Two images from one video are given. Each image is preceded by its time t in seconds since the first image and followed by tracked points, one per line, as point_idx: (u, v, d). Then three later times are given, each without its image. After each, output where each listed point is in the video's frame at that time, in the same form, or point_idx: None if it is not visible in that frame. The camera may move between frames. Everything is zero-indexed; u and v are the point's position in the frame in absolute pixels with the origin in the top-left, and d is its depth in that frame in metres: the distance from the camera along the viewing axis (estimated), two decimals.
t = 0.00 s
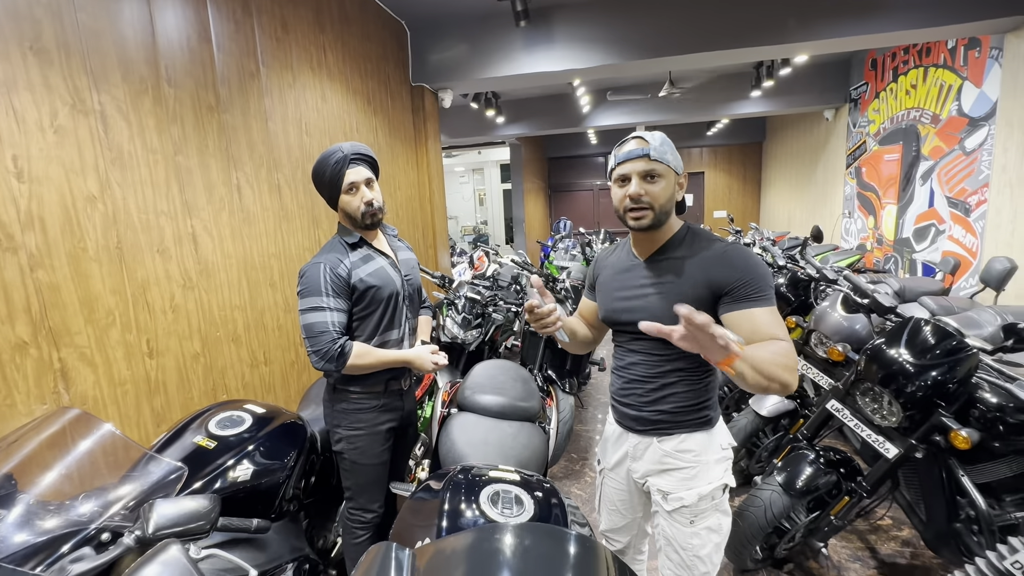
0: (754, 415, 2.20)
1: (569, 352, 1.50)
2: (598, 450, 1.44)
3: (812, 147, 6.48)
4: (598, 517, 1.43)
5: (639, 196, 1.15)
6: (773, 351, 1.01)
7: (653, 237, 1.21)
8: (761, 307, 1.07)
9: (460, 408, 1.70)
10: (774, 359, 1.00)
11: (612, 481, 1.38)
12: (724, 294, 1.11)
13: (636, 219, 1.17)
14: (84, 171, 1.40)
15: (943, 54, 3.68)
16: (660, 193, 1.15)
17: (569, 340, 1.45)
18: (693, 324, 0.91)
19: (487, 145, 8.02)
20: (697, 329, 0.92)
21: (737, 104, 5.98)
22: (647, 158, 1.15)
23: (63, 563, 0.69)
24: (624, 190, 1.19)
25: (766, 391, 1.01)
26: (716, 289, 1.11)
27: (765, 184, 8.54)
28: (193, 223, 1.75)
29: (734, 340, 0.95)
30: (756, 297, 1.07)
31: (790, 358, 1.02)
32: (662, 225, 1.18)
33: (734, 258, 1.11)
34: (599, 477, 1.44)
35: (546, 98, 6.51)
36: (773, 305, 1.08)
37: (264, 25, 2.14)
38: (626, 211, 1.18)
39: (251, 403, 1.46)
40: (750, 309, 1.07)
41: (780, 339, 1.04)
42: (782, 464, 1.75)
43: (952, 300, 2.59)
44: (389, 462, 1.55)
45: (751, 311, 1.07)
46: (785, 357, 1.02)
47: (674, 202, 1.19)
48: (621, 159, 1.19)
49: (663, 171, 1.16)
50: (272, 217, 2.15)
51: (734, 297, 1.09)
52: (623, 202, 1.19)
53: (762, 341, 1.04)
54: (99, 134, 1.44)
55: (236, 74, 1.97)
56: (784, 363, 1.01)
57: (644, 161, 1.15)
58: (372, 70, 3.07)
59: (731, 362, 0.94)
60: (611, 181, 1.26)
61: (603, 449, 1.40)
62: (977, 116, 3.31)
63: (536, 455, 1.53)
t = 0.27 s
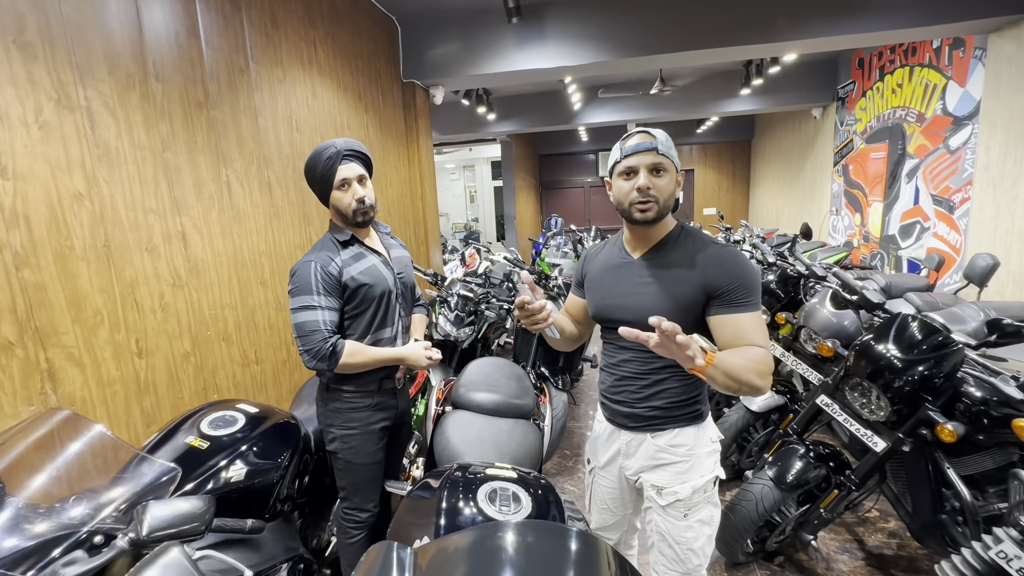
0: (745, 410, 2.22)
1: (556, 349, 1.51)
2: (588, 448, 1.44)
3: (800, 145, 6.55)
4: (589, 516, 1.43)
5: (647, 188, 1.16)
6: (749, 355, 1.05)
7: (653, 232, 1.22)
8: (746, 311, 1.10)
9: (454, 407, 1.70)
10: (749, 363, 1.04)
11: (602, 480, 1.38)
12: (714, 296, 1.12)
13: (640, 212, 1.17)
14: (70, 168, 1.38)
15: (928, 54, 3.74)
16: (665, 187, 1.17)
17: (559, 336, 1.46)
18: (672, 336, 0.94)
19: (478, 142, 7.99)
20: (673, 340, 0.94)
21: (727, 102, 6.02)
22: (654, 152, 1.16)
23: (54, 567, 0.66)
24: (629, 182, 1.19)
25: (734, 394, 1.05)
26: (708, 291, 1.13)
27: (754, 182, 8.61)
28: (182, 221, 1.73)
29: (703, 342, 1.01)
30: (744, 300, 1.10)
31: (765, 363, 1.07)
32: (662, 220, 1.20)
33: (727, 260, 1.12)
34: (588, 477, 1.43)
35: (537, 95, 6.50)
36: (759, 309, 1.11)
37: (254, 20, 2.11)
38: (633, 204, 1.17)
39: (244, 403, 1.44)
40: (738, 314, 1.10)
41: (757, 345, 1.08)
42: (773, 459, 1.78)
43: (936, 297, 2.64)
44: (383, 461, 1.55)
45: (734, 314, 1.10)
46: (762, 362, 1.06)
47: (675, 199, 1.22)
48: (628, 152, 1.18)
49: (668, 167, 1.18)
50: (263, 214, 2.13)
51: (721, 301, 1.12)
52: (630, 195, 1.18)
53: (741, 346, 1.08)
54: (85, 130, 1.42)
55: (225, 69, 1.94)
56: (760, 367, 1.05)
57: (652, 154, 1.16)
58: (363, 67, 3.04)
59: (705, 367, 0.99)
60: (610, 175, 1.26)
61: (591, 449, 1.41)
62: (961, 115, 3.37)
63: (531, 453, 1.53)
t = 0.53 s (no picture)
0: (740, 412, 2.24)
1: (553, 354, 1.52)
2: (583, 452, 1.44)
3: (792, 147, 6.60)
4: (584, 519, 1.43)
5: (638, 188, 1.16)
6: (751, 358, 1.06)
7: (648, 233, 1.22)
8: (746, 314, 1.11)
9: (451, 409, 1.69)
10: (751, 365, 1.04)
11: (597, 484, 1.38)
12: (712, 299, 1.13)
13: (633, 210, 1.17)
14: (62, 169, 1.36)
15: (919, 57, 3.78)
16: (658, 187, 1.17)
17: (556, 340, 1.46)
18: (673, 339, 0.94)
19: (472, 143, 7.98)
20: (675, 343, 0.94)
21: (721, 103, 6.06)
22: (646, 152, 1.17)
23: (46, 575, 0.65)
24: (622, 182, 1.19)
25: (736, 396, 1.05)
26: (706, 294, 1.13)
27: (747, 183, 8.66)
28: (175, 222, 1.71)
29: (704, 344, 1.00)
30: (743, 302, 1.11)
31: (766, 365, 1.08)
32: (655, 220, 1.19)
33: (725, 264, 1.13)
34: (585, 481, 1.44)
35: (532, 96, 6.51)
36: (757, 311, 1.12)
37: (248, 20, 2.10)
38: (625, 203, 1.18)
39: (239, 406, 1.43)
40: (736, 316, 1.11)
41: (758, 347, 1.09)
42: (768, 460, 1.77)
43: (927, 297, 2.67)
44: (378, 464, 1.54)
45: (735, 316, 1.10)
46: (763, 364, 1.06)
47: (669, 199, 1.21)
48: (619, 153, 1.20)
49: (660, 167, 1.19)
50: (257, 216, 2.11)
51: (720, 304, 1.12)
52: (622, 195, 1.18)
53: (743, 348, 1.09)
54: (77, 131, 1.40)
55: (219, 69, 1.92)
56: (761, 369, 1.06)
57: (644, 154, 1.17)
58: (357, 67, 3.03)
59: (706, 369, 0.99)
60: (605, 177, 1.27)
61: (586, 453, 1.41)
62: (951, 118, 3.41)
63: (529, 455, 1.53)
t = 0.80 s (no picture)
0: (739, 413, 2.24)
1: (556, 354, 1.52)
2: (587, 453, 1.45)
3: (790, 149, 6.62)
4: (587, 522, 1.43)
5: (609, 204, 1.17)
6: (738, 360, 1.03)
7: (645, 237, 1.22)
8: (743, 316, 1.08)
9: (451, 411, 1.69)
10: (736, 366, 1.01)
11: (600, 485, 1.39)
12: (711, 297, 1.12)
13: (612, 225, 1.19)
14: (60, 170, 1.36)
15: (916, 59, 3.80)
16: (629, 198, 1.15)
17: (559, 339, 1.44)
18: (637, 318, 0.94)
19: (471, 144, 7.99)
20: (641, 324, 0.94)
21: (719, 106, 6.08)
22: (608, 167, 1.16)
23: None
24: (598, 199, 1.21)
25: (714, 395, 1.02)
26: (705, 293, 1.13)
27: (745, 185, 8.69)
28: (174, 223, 1.71)
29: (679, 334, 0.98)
30: (741, 305, 1.09)
31: (754, 370, 1.04)
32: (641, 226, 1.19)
33: (728, 265, 1.12)
34: (588, 483, 1.44)
35: (531, 98, 6.52)
36: (756, 316, 1.09)
37: (247, 21, 2.09)
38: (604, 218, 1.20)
39: (237, 408, 1.42)
40: (730, 314, 1.09)
41: (749, 351, 1.06)
42: (767, 462, 1.77)
43: (925, 299, 2.67)
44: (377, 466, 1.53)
45: (730, 317, 1.09)
46: (749, 368, 1.03)
47: (651, 202, 1.17)
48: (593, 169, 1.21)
49: (630, 175, 1.15)
50: (256, 216, 2.11)
51: (719, 302, 1.11)
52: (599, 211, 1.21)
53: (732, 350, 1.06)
54: (75, 131, 1.40)
55: (218, 70, 1.92)
56: (746, 374, 1.03)
57: (607, 170, 1.16)
58: (356, 69, 3.03)
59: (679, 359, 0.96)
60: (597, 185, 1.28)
61: (590, 456, 1.41)
62: (947, 120, 3.42)
63: (529, 457, 1.53)
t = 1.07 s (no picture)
0: (740, 413, 2.24)
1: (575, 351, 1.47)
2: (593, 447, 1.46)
3: (791, 151, 6.63)
4: (591, 515, 1.44)
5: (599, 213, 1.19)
6: (667, 360, 1.01)
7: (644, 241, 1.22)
8: (708, 320, 1.05)
9: (453, 410, 1.69)
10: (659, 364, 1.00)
11: (604, 479, 1.40)
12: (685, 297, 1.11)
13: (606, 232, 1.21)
14: (65, 169, 1.36)
15: (916, 61, 3.80)
16: (619, 206, 1.16)
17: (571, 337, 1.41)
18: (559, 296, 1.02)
19: (472, 146, 8.00)
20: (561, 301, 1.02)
21: (719, 107, 6.08)
22: (599, 175, 1.17)
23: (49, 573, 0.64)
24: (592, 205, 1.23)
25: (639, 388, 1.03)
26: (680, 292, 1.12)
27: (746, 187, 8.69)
28: (177, 222, 1.71)
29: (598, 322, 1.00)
30: (710, 309, 1.06)
31: (684, 375, 1.01)
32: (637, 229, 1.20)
33: (709, 266, 1.09)
34: (593, 476, 1.45)
35: (532, 100, 6.53)
36: (725, 323, 1.06)
37: (250, 22, 2.10)
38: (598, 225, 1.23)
39: (240, 407, 1.43)
40: (691, 314, 1.07)
41: (692, 355, 1.03)
42: (769, 462, 1.77)
43: (926, 300, 2.67)
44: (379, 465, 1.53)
45: (693, 317, 1.06)
46: (676, 370, 1.00)
47: (642, 207, 1.18)
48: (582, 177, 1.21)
49: (619, 183, 1.15)
50: (258, 216, 2.11)
51: (691, 300, 1.08)
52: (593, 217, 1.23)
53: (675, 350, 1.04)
54: (80, 130, 1.41)
55: (221, 70, 1.93)
56: (672, 375, 1.00)
57: (597, 178, 1.18)
58: (359, 69, 3.03)
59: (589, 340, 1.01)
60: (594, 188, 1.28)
61: (596, 450, 1.42)
62: (949, 122, 3.43)
63: (531, 456, 1.53)
